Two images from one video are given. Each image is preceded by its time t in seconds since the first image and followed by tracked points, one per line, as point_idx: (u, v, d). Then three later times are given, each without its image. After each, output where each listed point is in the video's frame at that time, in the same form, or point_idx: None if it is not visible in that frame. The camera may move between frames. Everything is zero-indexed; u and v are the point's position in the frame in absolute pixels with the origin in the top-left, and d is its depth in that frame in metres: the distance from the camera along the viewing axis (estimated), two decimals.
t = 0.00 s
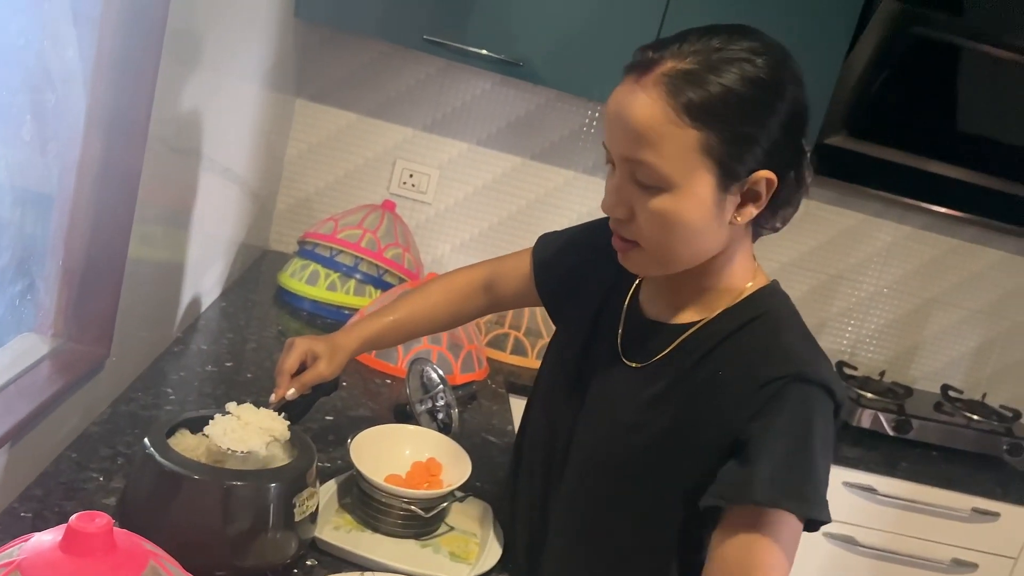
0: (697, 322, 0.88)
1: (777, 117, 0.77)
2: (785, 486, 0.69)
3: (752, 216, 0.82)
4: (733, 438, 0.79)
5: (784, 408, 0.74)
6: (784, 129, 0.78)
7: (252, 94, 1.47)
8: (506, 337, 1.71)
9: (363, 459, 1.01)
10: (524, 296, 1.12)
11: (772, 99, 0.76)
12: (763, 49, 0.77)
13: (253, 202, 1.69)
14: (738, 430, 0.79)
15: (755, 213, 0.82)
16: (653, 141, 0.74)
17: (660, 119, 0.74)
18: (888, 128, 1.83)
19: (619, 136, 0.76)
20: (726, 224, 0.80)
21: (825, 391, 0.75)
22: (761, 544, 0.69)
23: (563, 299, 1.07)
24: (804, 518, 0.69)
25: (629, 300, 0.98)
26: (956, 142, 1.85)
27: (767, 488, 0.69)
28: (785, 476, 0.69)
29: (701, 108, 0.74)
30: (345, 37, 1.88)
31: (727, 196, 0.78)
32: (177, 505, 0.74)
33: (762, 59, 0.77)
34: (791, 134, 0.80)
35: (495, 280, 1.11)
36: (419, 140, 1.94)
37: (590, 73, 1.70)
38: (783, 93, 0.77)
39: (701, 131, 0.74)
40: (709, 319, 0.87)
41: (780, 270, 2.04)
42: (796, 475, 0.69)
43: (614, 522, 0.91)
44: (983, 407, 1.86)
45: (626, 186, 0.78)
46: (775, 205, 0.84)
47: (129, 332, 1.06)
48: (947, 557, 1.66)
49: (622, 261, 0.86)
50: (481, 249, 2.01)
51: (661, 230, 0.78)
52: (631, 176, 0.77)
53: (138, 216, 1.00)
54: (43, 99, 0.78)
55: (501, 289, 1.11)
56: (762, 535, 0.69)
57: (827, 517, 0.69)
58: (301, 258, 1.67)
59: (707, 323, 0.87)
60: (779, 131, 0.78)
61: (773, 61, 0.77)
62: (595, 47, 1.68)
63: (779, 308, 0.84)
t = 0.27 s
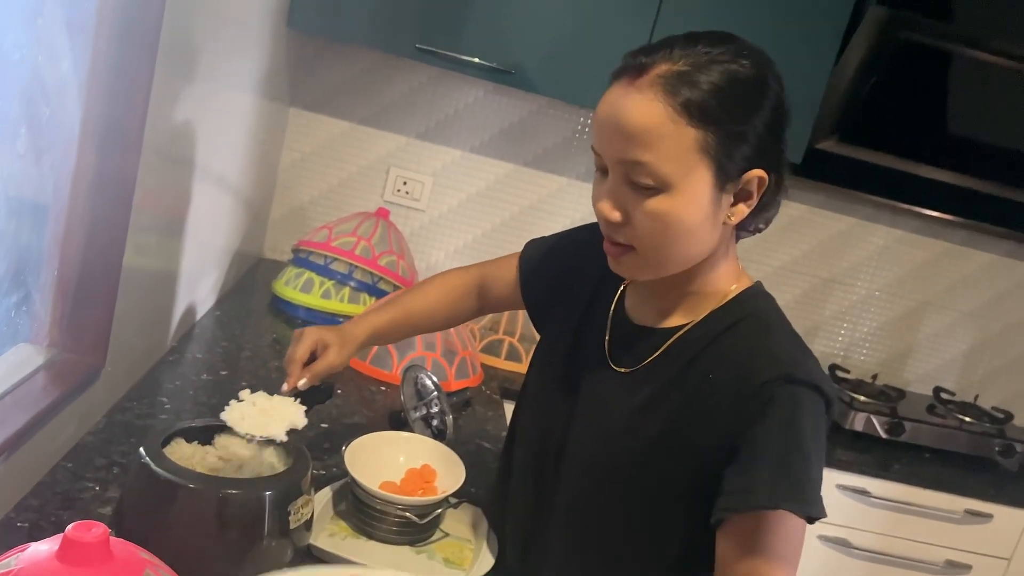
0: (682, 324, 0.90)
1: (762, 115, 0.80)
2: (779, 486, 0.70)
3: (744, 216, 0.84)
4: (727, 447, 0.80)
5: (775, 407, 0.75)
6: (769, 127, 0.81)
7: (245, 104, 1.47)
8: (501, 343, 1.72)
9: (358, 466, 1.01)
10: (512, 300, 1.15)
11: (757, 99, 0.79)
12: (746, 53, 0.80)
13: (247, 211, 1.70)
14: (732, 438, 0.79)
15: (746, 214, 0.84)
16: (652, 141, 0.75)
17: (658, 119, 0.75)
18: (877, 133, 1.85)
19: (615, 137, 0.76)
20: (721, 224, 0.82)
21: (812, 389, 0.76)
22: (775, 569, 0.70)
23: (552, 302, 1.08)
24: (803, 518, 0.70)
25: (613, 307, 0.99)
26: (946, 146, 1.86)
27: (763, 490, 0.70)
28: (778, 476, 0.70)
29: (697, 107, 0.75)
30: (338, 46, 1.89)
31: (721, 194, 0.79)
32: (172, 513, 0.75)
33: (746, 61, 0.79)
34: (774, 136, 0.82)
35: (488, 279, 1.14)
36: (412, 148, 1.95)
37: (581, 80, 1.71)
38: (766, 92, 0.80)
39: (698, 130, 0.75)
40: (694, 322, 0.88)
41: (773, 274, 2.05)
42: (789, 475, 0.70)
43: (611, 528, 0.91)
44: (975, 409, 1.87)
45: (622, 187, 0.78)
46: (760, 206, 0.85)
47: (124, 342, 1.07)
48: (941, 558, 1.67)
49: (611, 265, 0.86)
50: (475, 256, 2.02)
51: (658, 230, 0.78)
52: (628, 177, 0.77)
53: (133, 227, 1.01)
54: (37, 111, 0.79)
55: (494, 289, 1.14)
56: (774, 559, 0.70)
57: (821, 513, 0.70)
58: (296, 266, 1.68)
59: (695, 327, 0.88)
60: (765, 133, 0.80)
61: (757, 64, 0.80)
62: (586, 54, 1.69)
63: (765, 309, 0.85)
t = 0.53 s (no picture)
0: (673, 325, 0.90)
1: (757, 120, 0.81)
2: (748, 489, 0.71)
3: (735, 218, 0.84)
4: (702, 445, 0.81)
5: (748, 406, 0.76)
6: (764, 131, 0.82)
7: (242, 113, 1.48)
8: (498, 349, 1.73)
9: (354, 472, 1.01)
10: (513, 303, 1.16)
11: (753, 104, 0.80)
12: (743, 58, 0.82)
13: (245, 219, 1.71)
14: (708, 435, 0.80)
15: (738, 216, 0.84)
16: (647, 139, 0.76)
17: (653, 116, 0.76)
18: (869, 138, 1.86)
19: (612, 135, 0.78)
20: (712, 225, 0.82)
21: (791, 390, 0.77)
22: None
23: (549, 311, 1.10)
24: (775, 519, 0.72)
25: (608, 309, 1.00)
26: (939, 151, 1.87)
27: (735, 489, 0.72)
28: (749, 477, 0.72)
29: (691, 107, 0.77)
30: (334, 54, 1.90)
31: (714, 195, 0.80)
32: (171, 520, 0.76)
33: (743, 66, 0.81)
34: (767, 141, 0.83)
35: (485, 283, 1.17)
36: (409, 155, 1.96)
37: (576, 87, 1.72)
38: (763, 97, 0.81)
39: (692, 130, 0.77)
40: (685, 322, 0.89)
41: (769, 278, 2.06)
42: (761, 476, 0.72)
43: (592, 528, 0.91)
44: (970, 411, 1.88)
45: (617, 185, 0.79)
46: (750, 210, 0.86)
47: (122, 351, 1.07)
48: (938, 561, 1.68)
49: (604, 264, 0.86)
50: (472, 262, 2.02)
51: (652, 228, 0.79)
52: (622, 174, 0.78)
53: (131, 237, 1.01)
54: (35, 123, 0.80)
55: (491, 290, 1.17)
56: (738, 568, 0.73)
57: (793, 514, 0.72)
58: (293, 274, 1.68)
59: (681, 328, 0.88)
60: (758, 137, 0.81)
61: (754, 70, 0.81)
62: (581, 62, 1.70)
63: (751, 310, 0.86)
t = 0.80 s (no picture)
0: (672, 326, 0.91)
1: (753, 121, 0.81)
2: (749, 483, 0.72)
3: (732, 217, 0.85)
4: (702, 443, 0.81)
5: (745, 404, 0.77)
6: (760, 132, 0.82)
7: (241, 118, 1.49)
8: (497, 353, 1.73)
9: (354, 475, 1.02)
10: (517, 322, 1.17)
11: (750, 106, 0.81)
12: (739, 61, 0.82)
13: (244, 225, 1.71)
14: (708, 433, 0.81)
15: (735, 215, 0.84)
16: (643, 139, 0.77)
17: (648, 117, 0.77)
18: (866, 142, 1.86)
19: (608, 137, 0.78)
20: (708, 225, 0.83)
21: (788, 388, 0.77)
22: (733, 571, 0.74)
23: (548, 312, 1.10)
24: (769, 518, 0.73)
25: (607, 312, 1.00)
26: (936, 154, 1.88)
27: (734, 487, 0.72)
28: (749, 471, 0.72)
29: (686, 108, 0.77)
30: (333, 60, 1.91)
31: (709, 195, 0.80)
32: (172, 523, 0.76)
33: (740, 68, 0.81)
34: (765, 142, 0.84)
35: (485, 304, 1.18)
36: (408, 160, 1.96)
37: (574, 91, 1.73)
38: (760, 99, 0.82)
39: (687, 130, 0.77)
40: (684, 323, 0.89)
41: (767, 281, 2.07)
42: (761, 471, 0.72)
43: (593, 529, 0.92)
44: (969, 413, 1.87)
45: (613, 185, 0.79)
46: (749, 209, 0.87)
47: (123, 356, 1.08)
48: (937, 563, 1.68)
49: (603, 264, 0.87)
50: (471, 266, 2.03)
51: (649, 227, 0.79)
52: (619, 174, 0.79)
53: (131, 243, 1.01)
54: (36, 129, 0.80)
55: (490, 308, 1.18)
56: (734, 564, 0.73)
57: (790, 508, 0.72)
58: (293, 279, 1.68)
59: (682, 327, 0.89)
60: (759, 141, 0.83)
61: (750, 73, 0.82)
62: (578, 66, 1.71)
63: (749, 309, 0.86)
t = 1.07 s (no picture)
0: (674, 330, 0.91)
1: (752, 124, 0.81)
2: (750, 487, 0.72)
3: (732, 220, 0.85)
4: (706, 445, 0.81)
5: (747, 408, 0.77)
6: (759, 135, 0.83)
7: (241, 122, 1.49)
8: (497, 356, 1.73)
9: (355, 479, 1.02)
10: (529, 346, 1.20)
11: (749, 107, 0.81)
12: (737, 65, 0.82)
13: (244, 229, 1.71)
14: (711, 435, 0.81)
15: (735, 218, 0.85)
16: (640, 143, 0.77)
17: (646, 121, 0.77)
18: (865, 144, 1.86)
19: (607, 142, 0.79)
20: (708, 226, 0.83)
21: (791, 391, 0.77)
22: None
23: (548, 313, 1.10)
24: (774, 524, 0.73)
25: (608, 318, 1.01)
26: (935, 157, 1.88)
27: (737, 491, 0.73)
28: (752, 474, 0.73)
29: (684, 112, 0.78)
30: (333, 64, 1.91)
31: (708, 197, 0.81)
32: (172, 527, 0.76)
33: (738, 71, 0.81)
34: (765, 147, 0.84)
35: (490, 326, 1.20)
36: (408, 164, 1.97)
37: (573, 94, 1.73)
38: (759, 101, 0.82)
39: (685, 133, 0.78)
40: (685, 327, 0.89)
41: (766, 283, 2.07)
42: (763, 475, 0.72)
43: (596, 534, 0.92)
44: (969, 414, 1.88)
45: (613, 190, 0.80)
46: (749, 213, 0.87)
47: (124, 360, 1.08)
48: (938, 564, 1.68)
49: (605, 268, 0.87)
50: (471, 269, 2.03)
51: (648, 230, 0.79)
52: (618, 178, 0.79)
53: (131, 247, 1.02)
54: (37, 133, 0.81)
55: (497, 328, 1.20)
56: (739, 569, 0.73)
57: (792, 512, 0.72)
58: (293, 283, 1.69)
59: (683, 331, 0.89)
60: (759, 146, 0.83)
61: (748, 76, 0.82)
62: (578, 70, 1.72)
63: (751, 313, 0.86)
